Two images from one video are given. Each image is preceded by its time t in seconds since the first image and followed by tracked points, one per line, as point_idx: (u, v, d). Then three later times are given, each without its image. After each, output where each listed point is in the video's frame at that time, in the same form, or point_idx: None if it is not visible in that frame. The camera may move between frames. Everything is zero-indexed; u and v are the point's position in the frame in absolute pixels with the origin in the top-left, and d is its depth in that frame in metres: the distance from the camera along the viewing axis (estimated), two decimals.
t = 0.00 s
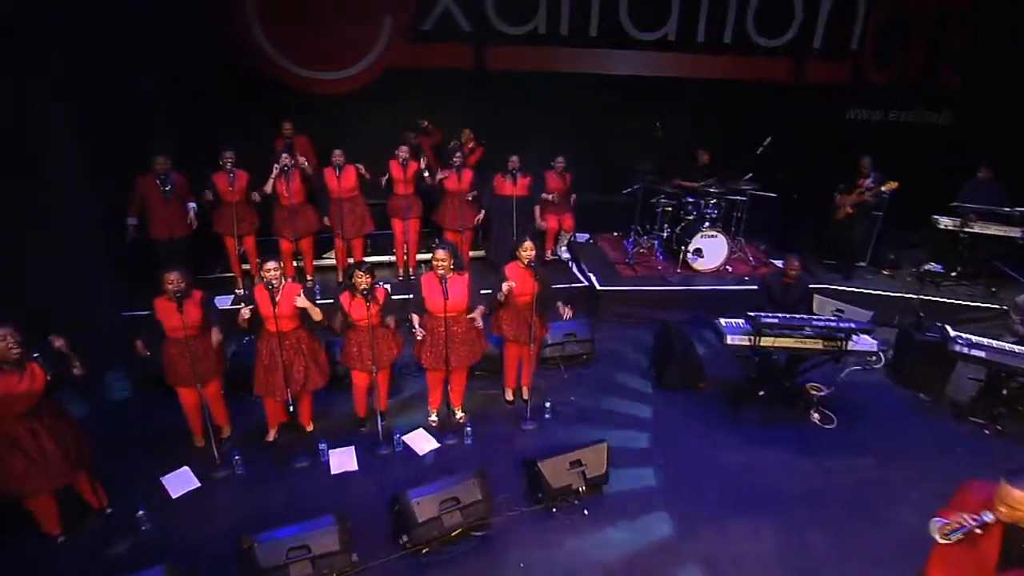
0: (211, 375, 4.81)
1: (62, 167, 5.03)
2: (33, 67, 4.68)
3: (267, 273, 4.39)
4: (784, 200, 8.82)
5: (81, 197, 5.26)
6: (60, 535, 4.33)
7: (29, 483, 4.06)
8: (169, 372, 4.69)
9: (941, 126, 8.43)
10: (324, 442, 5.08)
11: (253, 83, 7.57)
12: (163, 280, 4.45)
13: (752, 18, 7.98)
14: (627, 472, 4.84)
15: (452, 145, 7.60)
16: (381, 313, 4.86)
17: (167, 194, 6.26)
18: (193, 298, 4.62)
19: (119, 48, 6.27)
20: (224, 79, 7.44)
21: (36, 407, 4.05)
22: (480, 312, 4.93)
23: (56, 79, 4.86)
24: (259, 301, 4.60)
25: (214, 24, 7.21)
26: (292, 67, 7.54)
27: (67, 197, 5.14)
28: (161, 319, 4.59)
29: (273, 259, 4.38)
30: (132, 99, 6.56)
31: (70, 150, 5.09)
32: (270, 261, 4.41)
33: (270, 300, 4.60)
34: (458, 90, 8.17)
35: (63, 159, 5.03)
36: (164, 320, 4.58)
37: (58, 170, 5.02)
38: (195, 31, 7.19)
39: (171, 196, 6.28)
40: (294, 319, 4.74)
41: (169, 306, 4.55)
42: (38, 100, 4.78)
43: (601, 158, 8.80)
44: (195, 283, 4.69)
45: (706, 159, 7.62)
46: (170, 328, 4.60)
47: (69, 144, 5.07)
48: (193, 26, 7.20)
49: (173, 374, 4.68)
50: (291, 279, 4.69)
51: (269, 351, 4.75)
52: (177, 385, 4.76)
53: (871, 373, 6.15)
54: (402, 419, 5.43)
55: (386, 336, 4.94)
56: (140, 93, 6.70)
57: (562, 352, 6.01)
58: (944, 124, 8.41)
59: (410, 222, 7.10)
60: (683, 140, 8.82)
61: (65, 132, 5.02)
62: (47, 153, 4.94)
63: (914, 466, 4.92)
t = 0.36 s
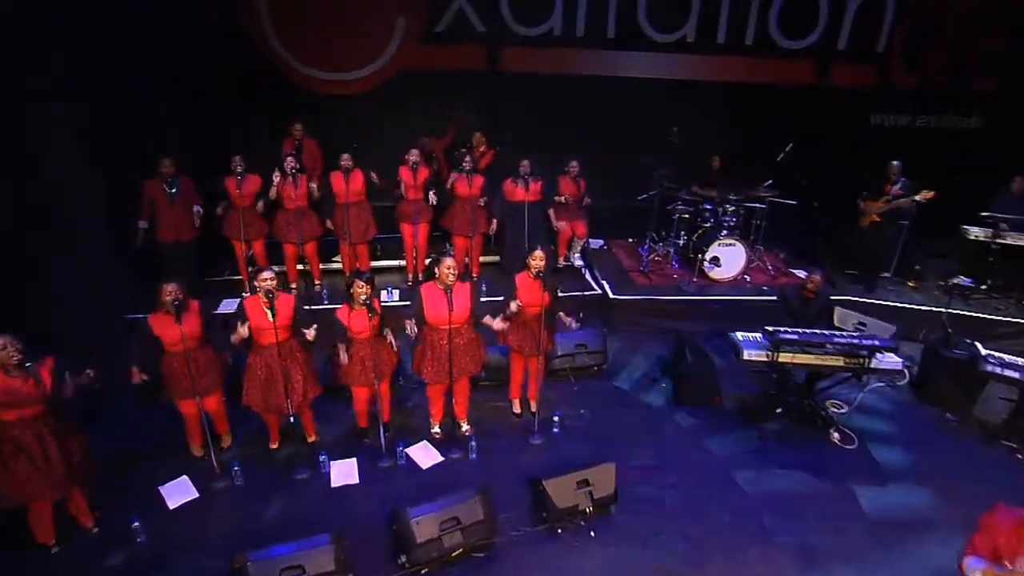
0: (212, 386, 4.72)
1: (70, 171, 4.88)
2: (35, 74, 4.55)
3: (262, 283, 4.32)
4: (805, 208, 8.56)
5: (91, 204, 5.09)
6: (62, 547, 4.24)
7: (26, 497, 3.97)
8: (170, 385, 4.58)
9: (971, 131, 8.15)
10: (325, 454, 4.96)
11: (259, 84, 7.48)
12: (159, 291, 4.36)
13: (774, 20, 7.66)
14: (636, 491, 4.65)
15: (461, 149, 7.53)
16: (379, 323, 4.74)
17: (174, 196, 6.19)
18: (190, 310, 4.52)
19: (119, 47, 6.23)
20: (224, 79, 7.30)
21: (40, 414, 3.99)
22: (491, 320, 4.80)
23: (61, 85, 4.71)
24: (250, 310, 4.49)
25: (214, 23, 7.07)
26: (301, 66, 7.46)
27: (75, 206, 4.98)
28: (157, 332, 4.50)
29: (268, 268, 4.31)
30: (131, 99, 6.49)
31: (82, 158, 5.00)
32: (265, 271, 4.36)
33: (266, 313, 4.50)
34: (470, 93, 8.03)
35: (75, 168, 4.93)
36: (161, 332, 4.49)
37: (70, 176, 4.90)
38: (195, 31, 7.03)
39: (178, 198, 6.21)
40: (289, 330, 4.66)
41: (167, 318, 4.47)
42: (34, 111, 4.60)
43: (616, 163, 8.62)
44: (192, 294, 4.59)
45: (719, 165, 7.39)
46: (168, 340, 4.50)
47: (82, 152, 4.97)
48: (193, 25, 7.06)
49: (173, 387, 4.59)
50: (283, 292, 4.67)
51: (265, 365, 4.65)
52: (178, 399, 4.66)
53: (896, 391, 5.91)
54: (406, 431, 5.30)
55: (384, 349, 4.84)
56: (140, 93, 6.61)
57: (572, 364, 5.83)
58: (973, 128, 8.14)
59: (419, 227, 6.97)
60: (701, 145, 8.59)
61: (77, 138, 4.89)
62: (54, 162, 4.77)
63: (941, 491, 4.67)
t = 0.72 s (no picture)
0: (220, 393, 4.65)
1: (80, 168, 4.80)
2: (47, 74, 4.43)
3: (266, 287, 4.22)
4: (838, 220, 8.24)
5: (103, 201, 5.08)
6: (81, 546, 4.22)
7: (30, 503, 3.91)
8: (175, 389, 4.53)
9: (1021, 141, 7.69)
10: (333, 465, 4.86)
11: (279, 85, 7.42)
12: (169, 295, 4.31)
13: (810, 24, 7.33)
14: (654, 516, 4.44)
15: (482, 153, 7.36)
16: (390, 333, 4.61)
17: (190, 197, 6.13)
18: (199, 315, 4.46)
19: (119, 48, 5.56)
20: (224, 79, 7.13)
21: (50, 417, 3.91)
22: (507, 321, 4.61)
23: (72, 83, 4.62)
24: (252, 314, 4.36)
25: (213, 23, 6.91)
26: (324, 67, 7.38)
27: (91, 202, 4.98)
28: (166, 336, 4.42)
29: (272, 273, 4.22)
30: (137, 99, 5.97)
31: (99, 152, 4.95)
32: (270, 275, 4.26)
33: (269, 318, 4.39)
34: (489, 96, 7.91)
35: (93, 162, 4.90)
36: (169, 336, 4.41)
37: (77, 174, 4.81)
38: (195, 31, 6.75)
39: (195, 199, 6.15)
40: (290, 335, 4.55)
41: (176, 323, 4.38)
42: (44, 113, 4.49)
43: (640, 167, 8.38)
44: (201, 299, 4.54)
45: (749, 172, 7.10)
46: (177, 345, 4.43)
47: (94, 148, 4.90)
48: (194, 25, 6.76)
49: (180, 392, 4.53)
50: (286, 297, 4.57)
51: (268, 371, 4.56)
52: (187, 404, 4.59)
53: (934, 416, 5.60)
54: (418, 444, 5.17)
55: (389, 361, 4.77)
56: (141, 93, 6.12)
57: (591, 377, 5.64)
58: None
59: (438, 232, 6.84)
60: (730, 151, 8.32)
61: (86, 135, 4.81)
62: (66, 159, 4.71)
63: (982, 528, 4.37)
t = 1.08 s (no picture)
0: (239, 400, 4.59)
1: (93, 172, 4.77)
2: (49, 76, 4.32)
3: (290, 299, 4.18)
4: (887, 234, 7.83)
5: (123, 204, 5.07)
6: (97, 547, 4.19)
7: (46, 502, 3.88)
8: (194, 394, 4.47)
9: None
10: (351, 476, 4.76)
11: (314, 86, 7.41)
12: (195, 296, 4.27)
13: (866, 27, 6.86)
14: (682, 546, 4.20)
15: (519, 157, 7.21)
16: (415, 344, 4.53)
17: (221, 198, 6.12)
18: (224, 319, 4.41)
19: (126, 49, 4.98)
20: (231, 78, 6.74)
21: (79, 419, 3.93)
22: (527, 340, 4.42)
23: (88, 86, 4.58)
24: (277, 326, 4.36)
25: (213, 24, 6.33)
26: (346, 57, 7.39)
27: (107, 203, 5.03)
28: (189, 337, 4.37)
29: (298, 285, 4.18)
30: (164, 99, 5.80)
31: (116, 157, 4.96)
32: (295, 287, 4.22)
33: (294, 331, 4.36)
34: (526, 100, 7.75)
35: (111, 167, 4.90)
36: (193, 338, 4.36)
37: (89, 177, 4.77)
38: (195, 31, 5.97)
39: (226, 199, 6.13)
40: (315, 348, 4.51)
41: (198, 324, 4.33)
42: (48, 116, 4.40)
43: (680, 174, 8.08)
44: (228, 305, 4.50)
45: (796, 182, 6.76)
46: (199, 347, 4.38)
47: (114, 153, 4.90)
48: (193, 24, 5.99)
49: (199, 397, 4.47)
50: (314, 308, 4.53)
51: (291, 383, 4.50)
52: (207, 407, 4.54)
53: (989, 449, 5.22)
54: (439, 456, 5.05)
55: (411, 376, 4.61)
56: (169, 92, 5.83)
57: (619, 394, 5.44)
58: None
59: (467, 238, 6.70)
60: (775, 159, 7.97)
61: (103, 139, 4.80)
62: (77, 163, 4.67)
63: None
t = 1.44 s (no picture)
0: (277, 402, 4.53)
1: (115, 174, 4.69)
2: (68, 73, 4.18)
3: (336, 298, 4.06)
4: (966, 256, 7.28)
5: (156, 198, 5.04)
6: (139, 542, 4.23)
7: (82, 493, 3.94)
8: (234, 391, 4.46)
9: None
10: (383, 485, 4.68)
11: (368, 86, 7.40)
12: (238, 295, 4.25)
13: (950, 33, 6.35)
14: None
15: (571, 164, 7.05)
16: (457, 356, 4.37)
17: (272, 196, 6.14)
18: (266, 322, 4.35)
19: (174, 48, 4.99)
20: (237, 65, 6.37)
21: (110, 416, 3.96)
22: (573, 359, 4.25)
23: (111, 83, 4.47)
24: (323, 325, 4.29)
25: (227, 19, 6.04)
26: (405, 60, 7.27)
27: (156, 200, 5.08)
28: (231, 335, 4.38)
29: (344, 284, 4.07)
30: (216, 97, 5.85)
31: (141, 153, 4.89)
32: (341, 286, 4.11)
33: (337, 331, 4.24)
34: (579, 105, 7.56)
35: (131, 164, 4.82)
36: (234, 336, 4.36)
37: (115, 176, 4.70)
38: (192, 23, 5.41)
39: (276, 198, 6.15)
40: (359, 351, 4.35)
41: (239, 323, 4.33)
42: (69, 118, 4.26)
43: (739, 184, 7.70)
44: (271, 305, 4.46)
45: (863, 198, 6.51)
46: (240, 347, 4.37)
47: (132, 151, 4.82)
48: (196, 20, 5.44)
49: (237, 395, 4.45)
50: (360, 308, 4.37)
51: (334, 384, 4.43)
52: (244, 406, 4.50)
53: None
54: (473, 470, 4.92)
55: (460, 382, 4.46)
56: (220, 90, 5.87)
57: (664, 416, 5.19)
58: None
59: (514, 245, 6.52)
60: (843, 172, 7.51)
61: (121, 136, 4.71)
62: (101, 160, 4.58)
63: None
